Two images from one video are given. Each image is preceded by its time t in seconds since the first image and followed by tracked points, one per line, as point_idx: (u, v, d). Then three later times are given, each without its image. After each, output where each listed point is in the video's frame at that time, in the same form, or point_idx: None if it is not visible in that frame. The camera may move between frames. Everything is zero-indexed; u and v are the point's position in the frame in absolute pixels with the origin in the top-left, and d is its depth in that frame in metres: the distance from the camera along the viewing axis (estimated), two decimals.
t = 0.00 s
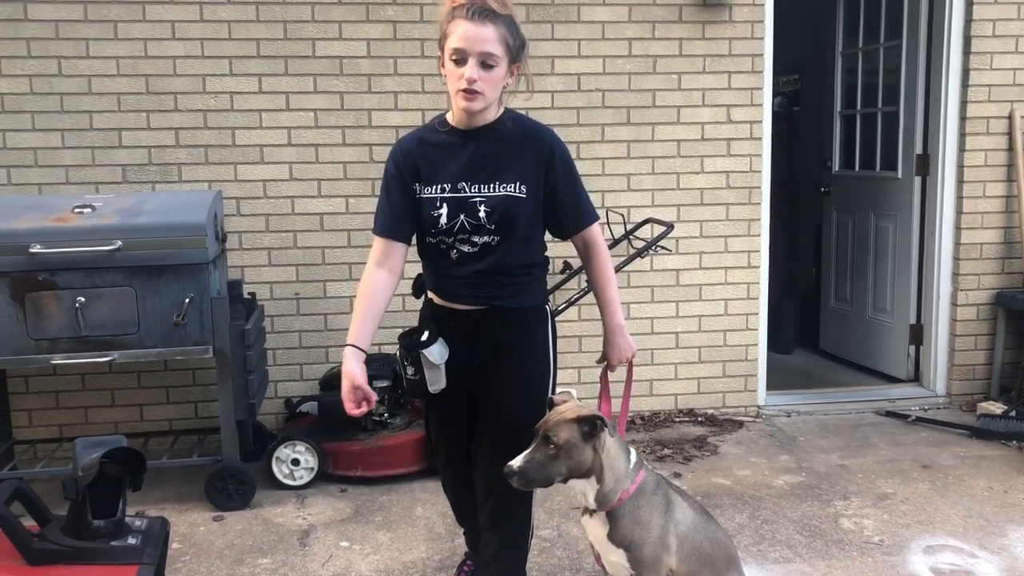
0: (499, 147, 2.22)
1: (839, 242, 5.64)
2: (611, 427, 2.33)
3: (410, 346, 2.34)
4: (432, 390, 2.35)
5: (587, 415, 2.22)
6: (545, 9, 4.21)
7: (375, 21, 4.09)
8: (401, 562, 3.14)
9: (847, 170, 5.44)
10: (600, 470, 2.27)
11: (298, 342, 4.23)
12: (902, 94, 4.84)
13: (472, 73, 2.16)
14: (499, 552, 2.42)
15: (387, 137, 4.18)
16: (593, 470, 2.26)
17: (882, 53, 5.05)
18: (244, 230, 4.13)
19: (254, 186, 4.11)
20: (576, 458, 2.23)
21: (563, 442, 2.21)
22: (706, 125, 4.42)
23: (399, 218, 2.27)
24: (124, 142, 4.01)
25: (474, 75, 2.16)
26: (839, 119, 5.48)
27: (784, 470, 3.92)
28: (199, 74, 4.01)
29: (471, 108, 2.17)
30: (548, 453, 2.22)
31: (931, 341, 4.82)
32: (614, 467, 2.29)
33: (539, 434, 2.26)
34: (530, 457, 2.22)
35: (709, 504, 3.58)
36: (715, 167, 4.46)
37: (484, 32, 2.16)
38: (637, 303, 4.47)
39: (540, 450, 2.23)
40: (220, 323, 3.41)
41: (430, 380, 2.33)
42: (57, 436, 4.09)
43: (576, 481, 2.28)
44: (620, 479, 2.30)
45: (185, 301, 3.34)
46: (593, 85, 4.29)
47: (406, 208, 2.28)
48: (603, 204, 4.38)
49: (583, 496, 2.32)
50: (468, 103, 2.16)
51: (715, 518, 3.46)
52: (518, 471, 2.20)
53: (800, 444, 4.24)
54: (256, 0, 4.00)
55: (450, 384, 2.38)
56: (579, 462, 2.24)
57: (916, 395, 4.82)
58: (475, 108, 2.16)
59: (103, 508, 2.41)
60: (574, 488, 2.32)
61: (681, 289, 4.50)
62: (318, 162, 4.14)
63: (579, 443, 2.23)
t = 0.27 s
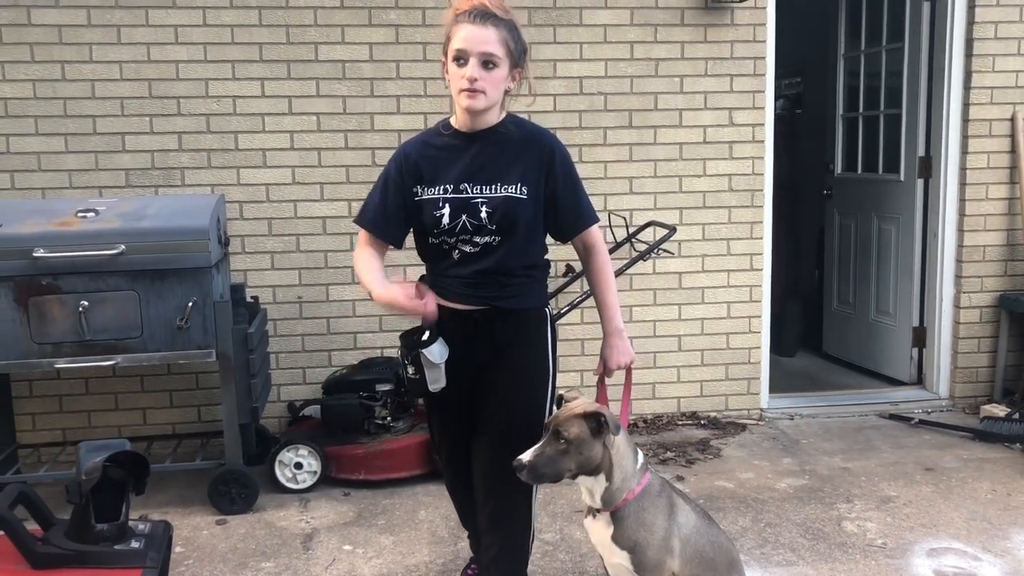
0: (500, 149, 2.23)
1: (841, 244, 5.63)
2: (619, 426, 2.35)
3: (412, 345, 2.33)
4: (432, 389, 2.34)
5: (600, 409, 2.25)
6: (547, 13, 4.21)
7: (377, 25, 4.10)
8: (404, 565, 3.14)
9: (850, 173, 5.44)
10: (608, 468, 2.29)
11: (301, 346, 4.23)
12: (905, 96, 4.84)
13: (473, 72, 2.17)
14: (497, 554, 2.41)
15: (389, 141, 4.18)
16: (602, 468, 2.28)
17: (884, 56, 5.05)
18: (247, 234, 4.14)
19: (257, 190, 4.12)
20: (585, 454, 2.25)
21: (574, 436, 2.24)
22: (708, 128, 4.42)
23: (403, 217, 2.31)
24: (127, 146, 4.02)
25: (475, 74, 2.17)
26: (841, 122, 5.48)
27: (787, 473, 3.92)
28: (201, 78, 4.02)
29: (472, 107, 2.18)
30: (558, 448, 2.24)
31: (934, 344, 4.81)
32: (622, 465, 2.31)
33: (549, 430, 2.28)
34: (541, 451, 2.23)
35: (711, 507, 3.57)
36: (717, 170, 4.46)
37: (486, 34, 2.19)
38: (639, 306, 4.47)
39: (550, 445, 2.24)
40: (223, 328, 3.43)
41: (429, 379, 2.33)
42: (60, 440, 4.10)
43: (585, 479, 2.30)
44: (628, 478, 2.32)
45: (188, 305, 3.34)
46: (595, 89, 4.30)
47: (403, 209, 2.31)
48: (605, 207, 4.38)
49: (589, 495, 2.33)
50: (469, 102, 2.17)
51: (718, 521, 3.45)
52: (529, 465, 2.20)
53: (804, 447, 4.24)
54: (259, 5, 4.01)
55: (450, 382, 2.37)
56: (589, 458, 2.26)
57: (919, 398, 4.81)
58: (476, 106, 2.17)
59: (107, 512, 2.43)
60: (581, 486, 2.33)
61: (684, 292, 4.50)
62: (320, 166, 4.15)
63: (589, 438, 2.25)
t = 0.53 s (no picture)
0: (501, 150, 2.24)
1: (842, 246, 5.63)
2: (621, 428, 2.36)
3: (409, 339, 2.36)
4: (427, 382, 2.36)
5: (601, 411, 2.25)
6: (547, 15, 4.22)
7: (377, 27, 4.10)
8: (405, 568, 3.14)
9: (850, 174, 5.44)
10: (611, 469, 2.29)
11: (302, 348, 4.24)
12: (905, 97, 4.84)
13: (473, 81, 2.21)
14: (490, 554, 2.39)
15: (390, 143, 4.18)
16: (604, 469, 2.29)
17: (884, 58, 5.05)
18: (248, 237, 4.14)
19: (257, 192, 4.12)
20: (587, 455, 2.25)
21: (576, 437, 2.24)
22: (708, 130, 4.42)
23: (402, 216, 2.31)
24: (128, 149, 4.02)
25: (475, 82, 2.21)
26: (841, 123, 5.48)
27: (788, 474, 3.92)
28: (202, 81, 4.02)
29: (474, 114, 2.21)
30: (560, 448, 2.24)
31: (935, 345, 4.81)
32: (624, 467, 2.31)
33: (551, 430, 2.29)
34: (543, 452, 2.23)
35: (713, 509, 3.57)
36: (718, 171, 4.46)
37: (486, 42, 2.21)
38: (640, 308, 4.47)
39: (552, 446, 2.25)
40: (223, 330, 3.43)
41: (425, 373, 2.35)
42: (61, 443, 4.10)
43: (587, 480, 2.30)
44: (629, 480, 2.32)
45: (189, 308, 3.35)
46: (596, 91, 4.30)
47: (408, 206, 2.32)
48: (606, 209, 4.38)
49: (591, 496, 2.33)
50: (470, 109, 2.21)
51: (719, 523, 3.45)
52: (530, 466, 2.20)
53: (805, 449, 4.24)
54: (259, 8, 4.02)
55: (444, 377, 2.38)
56: (591, 459, 2.26)
57: (920, 399, 4.81)
58: (478, 113, 2.21)
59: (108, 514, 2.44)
60: (582, 487, 2.33)
61: (684, 294, 4.50)
62: (321, 168, 4.15)
63: (591, 440, 2.26)
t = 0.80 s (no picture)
0: (499, 151, 2.27)
1: (841, 246, 5.64)
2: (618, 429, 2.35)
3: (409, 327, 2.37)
4: (426, 370, 2.36)
5: (593, 415, 2.23)
6: (546, 16, 4.22)
7: (376, 28, 4.10)
8: (404, 568, 3.13)
9: (849, 175, 5.45)
10: (607, 471, 2.28)
11: (301, 349, 4.23)
12: (904, 98, 4.84)
13: (483, 95, 2.21)
14: (489, 550, 2.39)
15: (389, 144, 4.18)
16: (601, 471, 2.28)
17: (883, 58, 5.06)
18: (247, 237, 4.14)
19: (257, 193, 4.12)
20: (583, 458, 2.25)
21: (570, 440, 2.24)
22: (707, 130, 4.42)
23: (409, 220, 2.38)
24: (127, 149, 4.02)
25: (486, 96, 2.21)
26: (840, 124, 5.48)
27: (787, 475, 3.92)
28: (201, 82, 4.02)
29: (481, 126, 2.24)
30: (555, 452, 2.24)
31: (934, 345, 4.81)
32: (622, 468, 2.30)
33: (546, 434, 2.29)
34: (538, 456, 2.23)
35: (712, 509, 3.57)
36: (717, 172, 4.46)
37: (494, 58, 2.21)
38: (639, 308, 4.47)
39: (546, 449, 2.25)
40: (223, 330, 3.42)
41: (424, 360, 2.35)
42: (60, 443, 4.10)
43: (584, 482, 2.29)
44: (627, 481, 2.31)
45: (188, 309, 3.35)
46: (595, 91, 4.30)
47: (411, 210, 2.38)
48: (605, 209, 4.38)
49: (590, 498, 2.33)
50: (478, 121, 2.23)
51: (719, 523, 3.45)
52: (525, 469, 2.20)
53: (804, 449, 4.24)
54: (258, 8, 4.02)
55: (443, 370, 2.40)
56: (586, 462, 2.25)
57: (919, 399, 4.81)
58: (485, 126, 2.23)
59: (106, 515, 2.45)
60: (581, 489, 2.33)
61: (684, 294, 4.50)
62: (320, 169, 4.15)
63: (585, 443, 2.24)
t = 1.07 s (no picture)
0: (499, 150, 2.41)
1: (840, 246, 5.64)
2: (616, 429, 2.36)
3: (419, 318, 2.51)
4: (432, 359, 2.50)
5: (590, 415, 2.24)
6: (545, 15, 4.22)
7: (375, 27, 4.10)
8: (403, 567, 3.14)
9: (847, 175, 5.45)
10: (605, 471, 2.29)
11: (299, 348, 4.23)
12: (903, 97, 4.84)
13: (481, 100, 2.32)
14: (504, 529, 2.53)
15: (388, 143, 4.18)
16: (598, 471, 2.29)
17: (881, 58, 5.06)
18: (246, 237, 4.14)
19: (256, 192, 4.12)
20: (580, 458, 2.26)
21: (567, 440, 2.25)
22: (706, 130, 4.43)
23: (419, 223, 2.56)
24: (126, 149, 4.02)
25: (483, 101, 2.33)
26: (839, 124, 5.49)
27: (786, 474, 3.92)
28: (200, 81, 4.02)
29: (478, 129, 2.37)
30: (552, 452, 2.25)
31: (933, 345, 4.82)
32: (619, 467, 2.31)
33: (544, 434, 2.30)
34: (535, 456, 2.25)
35: (711, 509, 3.57)
36: (716, 172, 4.46)
37: (486, 64, 2.31)
38: (638, 308, 4.47)
39: (544, 449, 2.26)
40: (221, 330, 3.41)
41: (430, 350, 2.49)
42: (58, 443, 4.10)
43: (582, 482, 2.30)
44: (626, 481, 2.32)
45: (186, 308, 3.35)
46: (594, 91, 4.30)
47: (415, 212, 2.55)
48: (604, 209, 4.38)
49: (588, 498, 2.34)
50: (476, 125, 2.36)
51: (717, 522, 3.45)
52: (523, 469, 2.23)
53: (803, 449, 4.24)
54: (258, 8, 4.02)
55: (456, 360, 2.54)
56: (583, 462, 2.26)
57: (918, 399, 4.81)
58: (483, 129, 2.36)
59: (104, 515, 2.49)
60: (580, 489, 2.34)
61: (683, 294, 4.50)
62: (319, 168, 4.15)
63: (582, 443, 2.25)
